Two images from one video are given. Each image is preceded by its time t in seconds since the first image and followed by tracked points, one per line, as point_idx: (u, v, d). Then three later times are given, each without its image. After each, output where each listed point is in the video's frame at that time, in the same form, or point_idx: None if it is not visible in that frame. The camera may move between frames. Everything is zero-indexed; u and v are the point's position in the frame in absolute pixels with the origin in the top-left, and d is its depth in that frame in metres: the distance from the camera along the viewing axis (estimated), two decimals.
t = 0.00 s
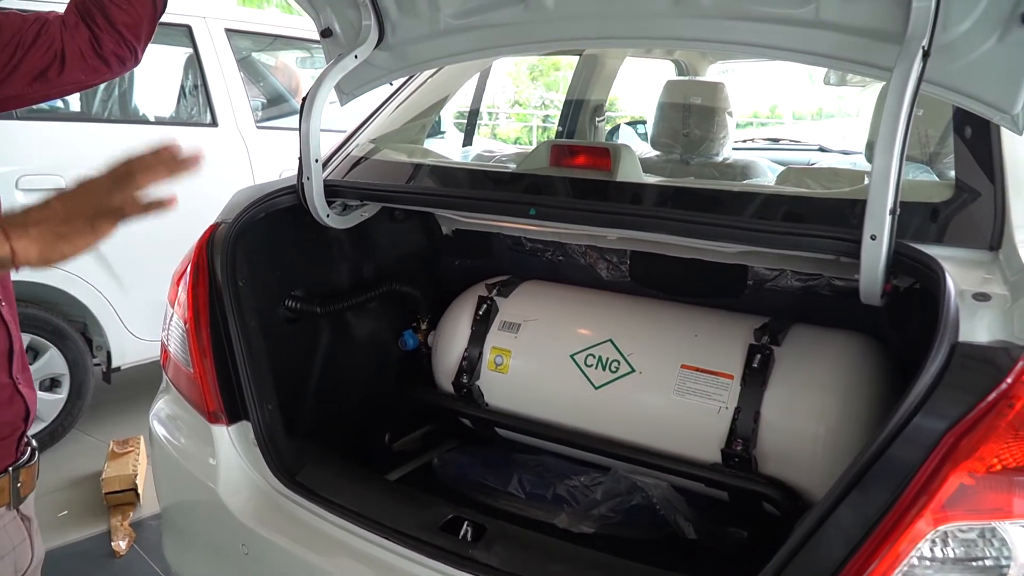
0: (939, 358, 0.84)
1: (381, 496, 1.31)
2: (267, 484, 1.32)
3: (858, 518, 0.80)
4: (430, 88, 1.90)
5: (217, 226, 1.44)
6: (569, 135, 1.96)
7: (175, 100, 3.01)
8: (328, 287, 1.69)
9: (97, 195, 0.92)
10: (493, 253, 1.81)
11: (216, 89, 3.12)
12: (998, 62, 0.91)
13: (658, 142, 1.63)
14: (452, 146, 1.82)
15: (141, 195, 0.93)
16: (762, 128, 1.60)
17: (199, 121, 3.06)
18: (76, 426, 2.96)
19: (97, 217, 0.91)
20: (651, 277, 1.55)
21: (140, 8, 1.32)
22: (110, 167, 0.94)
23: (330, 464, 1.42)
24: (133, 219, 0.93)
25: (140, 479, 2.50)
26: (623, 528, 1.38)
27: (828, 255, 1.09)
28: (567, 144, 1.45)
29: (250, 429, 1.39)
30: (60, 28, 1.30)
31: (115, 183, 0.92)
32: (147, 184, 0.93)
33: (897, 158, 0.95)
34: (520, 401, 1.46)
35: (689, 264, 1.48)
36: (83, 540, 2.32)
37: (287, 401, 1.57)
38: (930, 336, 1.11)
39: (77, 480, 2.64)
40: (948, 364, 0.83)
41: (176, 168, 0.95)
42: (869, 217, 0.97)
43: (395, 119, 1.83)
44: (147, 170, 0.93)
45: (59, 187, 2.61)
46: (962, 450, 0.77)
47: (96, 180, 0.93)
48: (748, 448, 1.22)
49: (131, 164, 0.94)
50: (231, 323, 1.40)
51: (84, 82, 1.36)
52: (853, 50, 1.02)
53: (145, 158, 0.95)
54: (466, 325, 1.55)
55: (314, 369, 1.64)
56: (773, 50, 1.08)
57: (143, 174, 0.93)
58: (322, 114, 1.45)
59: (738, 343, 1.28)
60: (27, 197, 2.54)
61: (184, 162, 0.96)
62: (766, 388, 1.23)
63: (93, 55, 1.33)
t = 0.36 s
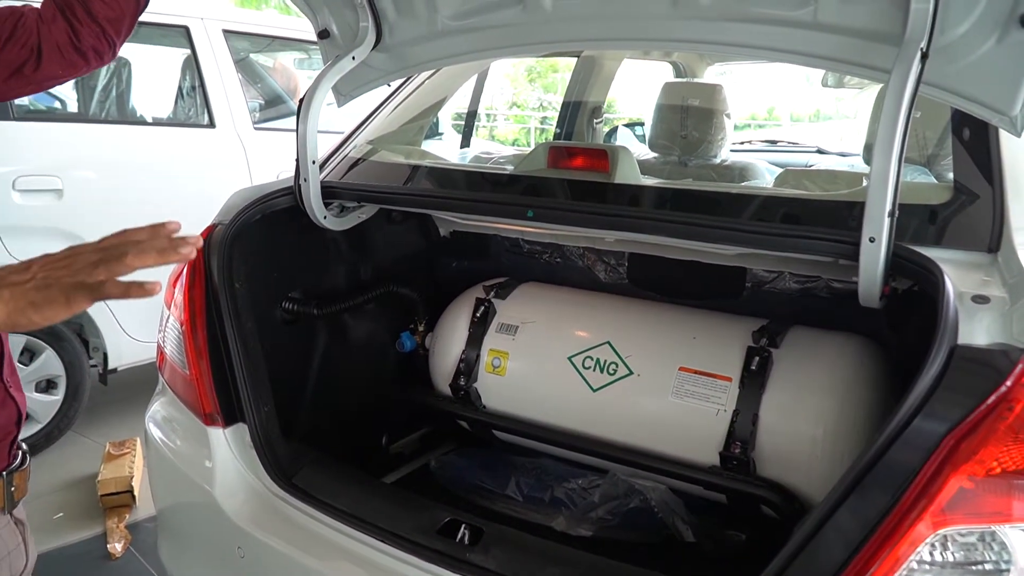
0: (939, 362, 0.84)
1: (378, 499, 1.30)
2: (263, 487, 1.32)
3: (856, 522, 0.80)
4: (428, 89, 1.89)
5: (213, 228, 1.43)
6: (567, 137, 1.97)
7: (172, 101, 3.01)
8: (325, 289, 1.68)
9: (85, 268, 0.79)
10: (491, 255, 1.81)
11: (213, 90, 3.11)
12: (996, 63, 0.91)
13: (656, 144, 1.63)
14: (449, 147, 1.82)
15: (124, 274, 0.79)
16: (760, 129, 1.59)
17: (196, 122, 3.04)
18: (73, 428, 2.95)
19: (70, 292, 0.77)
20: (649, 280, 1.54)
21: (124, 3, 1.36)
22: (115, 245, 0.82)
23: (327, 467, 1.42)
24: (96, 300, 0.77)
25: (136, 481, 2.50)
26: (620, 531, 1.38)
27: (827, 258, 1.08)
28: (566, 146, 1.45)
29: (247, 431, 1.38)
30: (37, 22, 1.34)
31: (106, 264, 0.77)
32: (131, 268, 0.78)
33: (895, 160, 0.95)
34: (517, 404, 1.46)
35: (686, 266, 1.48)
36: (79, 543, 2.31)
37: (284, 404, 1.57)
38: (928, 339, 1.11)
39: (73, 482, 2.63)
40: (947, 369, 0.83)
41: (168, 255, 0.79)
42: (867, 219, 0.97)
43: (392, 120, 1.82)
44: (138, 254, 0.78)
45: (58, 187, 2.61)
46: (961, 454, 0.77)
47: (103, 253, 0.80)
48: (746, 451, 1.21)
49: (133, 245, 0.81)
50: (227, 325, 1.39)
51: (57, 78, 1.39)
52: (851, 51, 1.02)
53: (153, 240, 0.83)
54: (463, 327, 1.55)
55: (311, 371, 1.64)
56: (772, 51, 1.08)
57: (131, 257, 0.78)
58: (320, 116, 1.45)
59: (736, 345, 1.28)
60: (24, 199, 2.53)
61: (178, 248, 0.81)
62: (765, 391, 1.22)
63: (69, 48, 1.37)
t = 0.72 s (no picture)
0: (942, 365, 0.83)
1: (376, 503, 1.29)
2: (261, 491, 1.31)
3: (858, 525, 0.79)
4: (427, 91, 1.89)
5: (211, 230, 1.42)
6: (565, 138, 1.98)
7: (169, 103, 3.00)
8: (323, 291, 1.68)
9: (124, 307, 0.89)
10: (490, 258, 1.80)
11: (211, 93, 3.10)
12: (997, 65, 0.90)
13: (654, 146, 1.65)
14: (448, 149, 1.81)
15: (160, 313, 0.88)
16: (756, 132, 1.57)
17: (194, 125, 3.04)
18: (69, 431, 2.94)
19: (109, 327, 0.85)
20: (649, 282, 1.54)
21: None
22: (148, 290, 0.94)
23: (325, 471, 1.41)
24: (132, 337, 0.84)
25: (132, 485, 2.48)
26: (620, 534, 1.37)
27: (828, 260, 1.08)
28: (565, 148, 1.44)
29: (244, 435, 1.37)
30: (13, 11, 1.32)
31: (145, 303, 0.88)
32: (167, 309, 0.87)
33: (897, 162, 0.94)
34: (516, 407, 1.45)
35: (686, 269, 1.47)
36: (75, 547, 2.29)
37: (282, 407, 1.56)
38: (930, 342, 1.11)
39: (69, 485, 2.61)
40: (950, 372, 0.82)
41: (203, 299, 0.90)
42: (869, 221, 0.96)
43: (390, 122, 1.82)
44: (176, 296, 0.88)
45: (55, 190, 2.60)
46: (965, 457, 0.77)
47: (139, 296, 0.92)
48: (746, 455, 1.21)
49: (167, 290, 0.92)
50: (225, 328, 1.38)
51: (33, 67, 1.40)
52: (852, 53, 1.01)
53: (184, 285, 0.95)
54: (462, 330, 1.54)
55: (309, 374, 1.63)
56: (772, 53, 1.08)
57: (167, 299, 0.87)
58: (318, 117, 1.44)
59: (736, 348, 1.27)
60: (21, 201, 2.52)
61: (211, 293, 0.91)
62: (766, 394, 1.22)
63: (48, 39, 1.37)
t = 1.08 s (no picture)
0: (942, 369, 0.83)
1: (372, 507, 1.28)
2: (257, 495, 1.30)
3: (861, 530, 0.78)
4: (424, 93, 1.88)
5: (208, 231, 1.41)
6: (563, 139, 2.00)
7: (167, 105, 2.98)
8: (320, 294, 1.67)
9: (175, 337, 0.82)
10: (488, 260, 1.79)
11: (208, 95, 3.09)
12: (998, 65, 0.90)
13: (652, 147, 1.66)
14: (445, 151, 1.81)
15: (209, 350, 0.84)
16: (755, 134, 1.59)
17: (191, 126, 3.02)
18: (66, 434, 2.92)
19: (172, 352, 0.80)
20: (648, 285, 1.53)
21: None
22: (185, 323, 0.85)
23: (322, 474, 1.40)
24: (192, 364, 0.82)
25: (130, 488, 2.47)
26: (619, 537, 1.36)
27: (828, 262, 1.07)
28: (563, 149, 1.43)
29: (241, 437, 1.36)
30: None
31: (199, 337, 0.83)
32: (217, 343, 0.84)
33: (897, 163, 0.93)
34: (514, 410, 1.44)
35: (685, 271, 1.47)
36: (72, 550, 2.28)
37: (278, 410, 1.55)
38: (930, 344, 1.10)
39: (66, 488, 2.60)
40: (952, 376, 0.82)
41: (248, 335, 0.86)
42: (870, 222, 0.96)
43: (387, 124, 1.81)
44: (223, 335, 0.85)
45: (52, 192, 2.58)
46: (967, 461, 0.76)
47: (181, 327, 0.84)
48: (746, 458, 1.20)
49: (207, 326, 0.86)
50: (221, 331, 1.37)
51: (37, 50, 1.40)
52: (850, 53, 1.01)
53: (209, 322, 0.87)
54: (460, 332, 1.53)
55: (306, 377, 1.62)
56: (770, 54, 1.07)
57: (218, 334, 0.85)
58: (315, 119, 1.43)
59: (736, 350, 1.27)
60: (17, 203, 2.51)
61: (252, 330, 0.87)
62: (765, 397, 1.21)
63: (53, 23, 1.39)
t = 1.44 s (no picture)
0: (940, 372, 0.82)
1: (368, 508, 1.28)
2: (252, 496, 1.29)
3: (858, 532, 0.77)
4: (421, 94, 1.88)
5: (204, 232, 1.40)
6: (562, 140, 2.01)
7: (165, 107, 2.98)
8: (317, 295, 1.66)
9: (317, 389, 1.02)
10: (485, 261, 1.79)
11: (207, 96, 3.08)
12: (997, 66, 0.89)
13: (650, 148, 1.65)
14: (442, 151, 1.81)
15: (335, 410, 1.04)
16: (754, 135, 1.58)
17: (189, 128, 3.02)
18: (63, 435, 2.91)
19: (313, 400, 0.99)
20: (645, 286, 1.53)
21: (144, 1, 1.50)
22: (322, 382, 1.05)
23: (317, 475, 1.39)
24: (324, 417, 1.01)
25: (127, 489, 2.46)
26: (616, 539, 1.36)
27: (825, 263, 1.07)
28: (559, 150, 1.42)
29: (237, 439, 1.35)
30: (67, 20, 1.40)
31: (339, 395, 1.05)
32: (339, 407, 1.04)
33: (894, 164, 0.93)
34: (511, 411, 1.43)
35: (683, 271, 1.46)
36: (69, 551, 2.27)
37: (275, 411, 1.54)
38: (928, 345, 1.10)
39: (63, 489, 2.59)
40: (949, 377, 0.81)
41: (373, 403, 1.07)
42: (867, 223, 0.95)
43: (385, 124, 1.81)
44: (355, 396, 1.07)
45: (50, 193, 2.57)
46: (963, 463, 0.75)
47: (319, 385, 1.04)
48: (742, 459, 1.20)
49: (338, 391, 1.05)
50: (217, 332, 1.36)
51: (76, 71, 1.47)
52: (846, 53, 1.00)
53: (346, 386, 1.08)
54: (456, 333, 1.53)
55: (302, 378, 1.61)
56: (768, 54, 1.06)
57: (349, 396, 1.06)
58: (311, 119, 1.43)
59: (733, 352, 1.26)
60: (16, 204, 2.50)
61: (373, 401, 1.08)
62: (762, 399, 1.20)
63: (96, 45, 1.45)
